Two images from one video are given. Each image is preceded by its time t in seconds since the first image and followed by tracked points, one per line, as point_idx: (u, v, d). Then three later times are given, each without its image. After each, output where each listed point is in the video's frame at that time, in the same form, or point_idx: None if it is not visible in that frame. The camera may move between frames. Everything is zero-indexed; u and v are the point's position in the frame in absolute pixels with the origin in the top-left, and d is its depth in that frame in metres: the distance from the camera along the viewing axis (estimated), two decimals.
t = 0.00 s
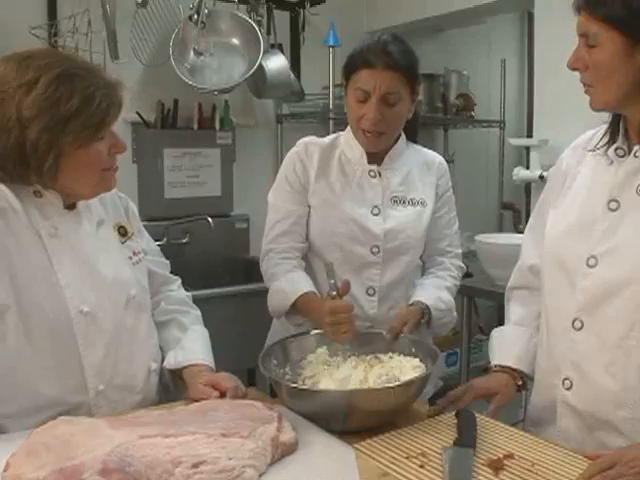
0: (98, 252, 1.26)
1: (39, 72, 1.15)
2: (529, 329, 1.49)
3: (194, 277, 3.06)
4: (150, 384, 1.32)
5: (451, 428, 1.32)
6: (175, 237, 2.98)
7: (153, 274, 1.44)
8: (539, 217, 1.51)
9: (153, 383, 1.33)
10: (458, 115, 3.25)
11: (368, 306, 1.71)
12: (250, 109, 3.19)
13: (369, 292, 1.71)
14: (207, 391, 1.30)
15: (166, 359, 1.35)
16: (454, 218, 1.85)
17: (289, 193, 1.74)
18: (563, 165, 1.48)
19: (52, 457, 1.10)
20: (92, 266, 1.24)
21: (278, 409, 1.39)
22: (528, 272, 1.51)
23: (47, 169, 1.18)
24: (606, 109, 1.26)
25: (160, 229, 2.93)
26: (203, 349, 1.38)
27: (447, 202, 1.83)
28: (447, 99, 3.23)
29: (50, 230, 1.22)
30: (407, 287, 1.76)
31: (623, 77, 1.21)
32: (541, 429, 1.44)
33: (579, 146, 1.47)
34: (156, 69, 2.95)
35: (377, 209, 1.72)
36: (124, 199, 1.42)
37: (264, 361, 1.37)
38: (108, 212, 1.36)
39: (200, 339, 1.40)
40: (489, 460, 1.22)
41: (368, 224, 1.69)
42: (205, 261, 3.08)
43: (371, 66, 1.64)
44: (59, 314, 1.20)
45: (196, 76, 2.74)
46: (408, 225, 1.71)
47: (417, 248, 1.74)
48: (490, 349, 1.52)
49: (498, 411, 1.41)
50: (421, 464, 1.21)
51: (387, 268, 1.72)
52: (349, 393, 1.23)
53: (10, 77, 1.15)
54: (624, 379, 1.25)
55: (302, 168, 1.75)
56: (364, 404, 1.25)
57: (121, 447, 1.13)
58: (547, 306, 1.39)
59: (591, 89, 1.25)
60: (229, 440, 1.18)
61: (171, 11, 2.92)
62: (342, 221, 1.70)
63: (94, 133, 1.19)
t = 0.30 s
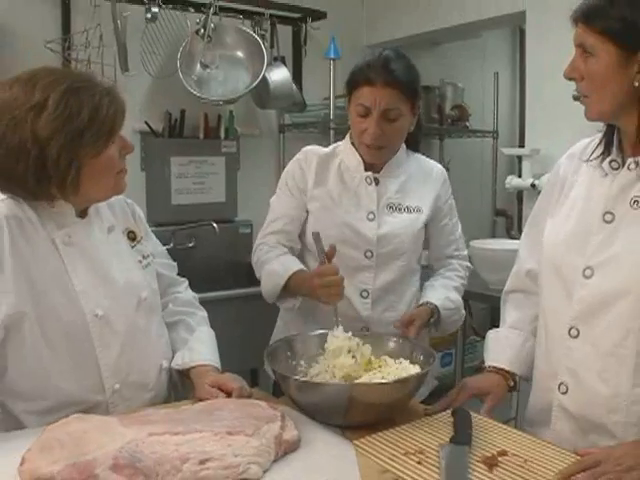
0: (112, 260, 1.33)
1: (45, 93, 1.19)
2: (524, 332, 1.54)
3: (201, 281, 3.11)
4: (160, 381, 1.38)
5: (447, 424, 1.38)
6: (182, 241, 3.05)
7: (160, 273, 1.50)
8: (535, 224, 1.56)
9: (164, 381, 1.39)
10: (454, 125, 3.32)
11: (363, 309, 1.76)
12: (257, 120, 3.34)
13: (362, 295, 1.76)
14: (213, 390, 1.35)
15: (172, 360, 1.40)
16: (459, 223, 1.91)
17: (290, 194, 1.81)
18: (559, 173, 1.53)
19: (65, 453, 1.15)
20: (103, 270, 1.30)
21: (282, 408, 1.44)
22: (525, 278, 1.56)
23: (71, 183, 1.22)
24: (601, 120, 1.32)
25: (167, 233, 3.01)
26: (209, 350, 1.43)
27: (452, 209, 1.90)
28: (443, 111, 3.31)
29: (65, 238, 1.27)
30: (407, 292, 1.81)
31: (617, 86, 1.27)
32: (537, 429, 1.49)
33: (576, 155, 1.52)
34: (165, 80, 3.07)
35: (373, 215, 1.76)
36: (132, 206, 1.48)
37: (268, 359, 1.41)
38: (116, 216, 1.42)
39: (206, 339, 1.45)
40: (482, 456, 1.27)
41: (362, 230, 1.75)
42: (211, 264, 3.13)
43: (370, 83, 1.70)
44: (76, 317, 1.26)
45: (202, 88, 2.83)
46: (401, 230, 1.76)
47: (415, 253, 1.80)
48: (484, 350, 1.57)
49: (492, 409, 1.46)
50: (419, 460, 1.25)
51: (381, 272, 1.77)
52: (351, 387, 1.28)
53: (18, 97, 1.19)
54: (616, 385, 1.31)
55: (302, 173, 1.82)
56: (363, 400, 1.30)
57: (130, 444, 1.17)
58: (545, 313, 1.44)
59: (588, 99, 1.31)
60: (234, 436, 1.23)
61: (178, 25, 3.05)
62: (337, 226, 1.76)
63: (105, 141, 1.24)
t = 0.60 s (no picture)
0: (122, 263, 1.38)
1: (62, 103, 1.24)
2: (516, 331, 1.59)
3: (205, 281, 3.22)
4: (166, 378, 1.43)
5: (444, 420, 1.42)
6: (187, 243, 3.16)
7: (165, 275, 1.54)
8: (529, 226, 1.61)
9: (168, 378, 1.44)
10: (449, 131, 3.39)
11: (382, 312, 1.81)
12: (259, 127, 3.47)
13: (380, 297, 1.81)
14: (217, 386, 1.40)
15: (178, 358, 1.45)
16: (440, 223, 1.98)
17: (295, 204, 1.83)
18: (551, 179, 1.59)
19: (76, 448, 1.19)
20: (113, 274, 1.35)
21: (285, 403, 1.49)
22: (520, 279, 1.61)
23: (81, 192, 1.28)
24: (592, 125, 1.37)
25: (173, 235, 3.11)
26: (211, 349, 1.47)
27: (435, 209, 1.97)
28: (438, 117, 3.39)
29: (76, 243, 1.31)
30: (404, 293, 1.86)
31: (612, 93, 1.32)
32: (530, 424, 1.54)
33: (567, 162, 1.57)
34: (170, 89, 3.18)
35: (385, 220, 1.81)
36: (141, 210, 1.52)
37: (271, 357, 1.46)
38: (126, 222, 1.47)
39: (210, 340, 1.50)
40: (478, 450, 1.32)
41: (379, 235, 1.79)
42: (216, 266, 3.26)
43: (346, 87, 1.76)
44: (86, 318, 1.30)
45: (206, 96, 2.94)
46: (413, 233, 1.83)
47: (418, 254, 1.86)
48: (479, 348, 1.61)
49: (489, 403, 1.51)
50: (417, 454, 1.30)
51: (395, 274, 1.83)
52: (352, 381, 1.33)
53: (36, 105, 1.24)
54: (605, 382, 1.35)
55: (306, 182, 1.84)
56: (363, 395, 1.34)
57: (139, 439, 1.21)
58: (537, 313, 1.49)
59: (581, 105, 1.36)
60: (239, 432, 1.27)
61: (182, 35, 3.16)
62: (353, 231, 1.79)
63: (118, 150, 1.28)
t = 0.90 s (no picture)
0: (122, 263, 1.39)
1: (64, 106, 1.24)
2: (514, 334, 1.60)
3: (205, 280, 3.28)
4: (166, 377, 1.44)
5: (443, 418, 1.43)
6: (188, 244, 3.23)
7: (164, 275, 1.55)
8: (525, 226, 1.61)
9: (168, 377, 1.45)
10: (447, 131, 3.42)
11: (374, 307, 1.81)
12: (259, 127, 3.50)
13: (373, 293, 1.81)
14: (217, 386, 1.41)
15: (179, 357, 1.46)
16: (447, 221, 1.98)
17: (292, 206, 1.86)
18: (546, 180, 1.59)
19: (78, 446, 1.20)
20: (114, 275, 1.36)
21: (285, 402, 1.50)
22: (514, 281, 1.61)
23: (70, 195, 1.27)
24: (592, 125, 1.38)
25: (172, 235, 3.18)
26: (212, 347, 1.49)
27: (438, 208, 1.96)
28: (437, 117, 3.41)
29: (74, 242, 1.33)
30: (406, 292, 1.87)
31: (611, 92, 1.33)
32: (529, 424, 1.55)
33: (564, 161, 1.58)
34: (170, 89, 3.23)
35: (377, 216, 1.81)
36: (139, 211, 1.53)
37: (271, 355, 1.47)
38: (126, 222, 1.47)
39: (211, 339, 1.50)
40: (477, 447, 1.32)
41: (369, 230, 1.80)
42: (217, 266, 3.32)
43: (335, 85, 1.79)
44: (85, 318, 1.31)
45: (206, 96, 2.99)
46: (405, 229, 1.82)
47: (414, 250, 1.85)
48: (477, 349, 1.62)
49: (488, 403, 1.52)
50: (417, 451, 1.31)
51: (390, 269, 1.83)
52: (353, 382, 1.33)
53: (39, 107, 1.24)
54: (613, 381, 1.36)
55: (302, 182, 1.86)
56: (363, 393, 1.35)
57: (140, 437, 1.22)
58: (537, 312, 1.50)
59: (581, 105, 1.37)
60: (240, 430, 1.28)
61: (182, 36, 3.21)
62: (346, 229, 1.80)
63: (117, 160, 1.28)
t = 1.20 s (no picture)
0: (119, 265, 1.38)
1: (78, 116, 1.22)
2: (514, 340, 1.60)
3: (205, 281, 3.30)
4: (164, 380, 1.44)
5: (441, 420, 1.43)
6: (187, 246, 3.24)
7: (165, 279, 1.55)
8: (525, 230, 1.61)
9: (167, 379, 1.45)
10: (446, 133, 3.42)
11: (376, 311, 1.81)
12: (258, 128, 3.50)
13: (374, 297, 1.82)
14: (216, 387, 1.42)
15: (177, 359, 1.46)
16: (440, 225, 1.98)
17: (292, 211, 1.86)
18: (547, 182, 1.59)
19: (77, 448, 1.21)
20: (110, 276, 1.36)
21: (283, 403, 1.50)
22: (515, 285, 1.61)
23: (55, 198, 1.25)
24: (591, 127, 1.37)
25: (171, 238, 3.19)
26: (211, 349, 1.49)
27: (434, 210, 1.97)
28: (436, 118, 3.41)
29: (71, 244, 1.33)
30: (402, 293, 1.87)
31: (610, 94, 1.33)
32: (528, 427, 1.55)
33: (563, 165, 1.58)
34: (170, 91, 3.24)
35: (376, 221, 1.82)
36: (139, 214, 1.53)
37: (269, 358, 1.47)
38: (125, 227, 1.47)
39: (210, 341, 1.51)
40: (475, 449, 1.33)
41: (368, 234, 1.80)
42: (217, 268, 3.33)
43: (354, 90, 1.75)
44: (83, 320, 1.32)
45: (205, 97, 2.98)
46: (405, 233, 1.83)
47: (413, 254, 1.86)
48: (481, 362, 1.62)
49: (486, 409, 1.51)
50: (415, 453, 1.31)
51: (391, 273, 1.84)
52: (352, 384, 1.33)
53: (53, 109, 1.24)
54: (609, 382, 1.36)
55: (300, 187, 1.86)
56: (361, 395, 1.35)
57: (139, 439, 1.22)
58: (536, 315, 1.50)
59: (580, 108, 1.37)
60: (238, 432, 1.28)
61: (182, 38, 3.21)
62: (344, 233, 1.80)
63: (110, 181, 1.26)
